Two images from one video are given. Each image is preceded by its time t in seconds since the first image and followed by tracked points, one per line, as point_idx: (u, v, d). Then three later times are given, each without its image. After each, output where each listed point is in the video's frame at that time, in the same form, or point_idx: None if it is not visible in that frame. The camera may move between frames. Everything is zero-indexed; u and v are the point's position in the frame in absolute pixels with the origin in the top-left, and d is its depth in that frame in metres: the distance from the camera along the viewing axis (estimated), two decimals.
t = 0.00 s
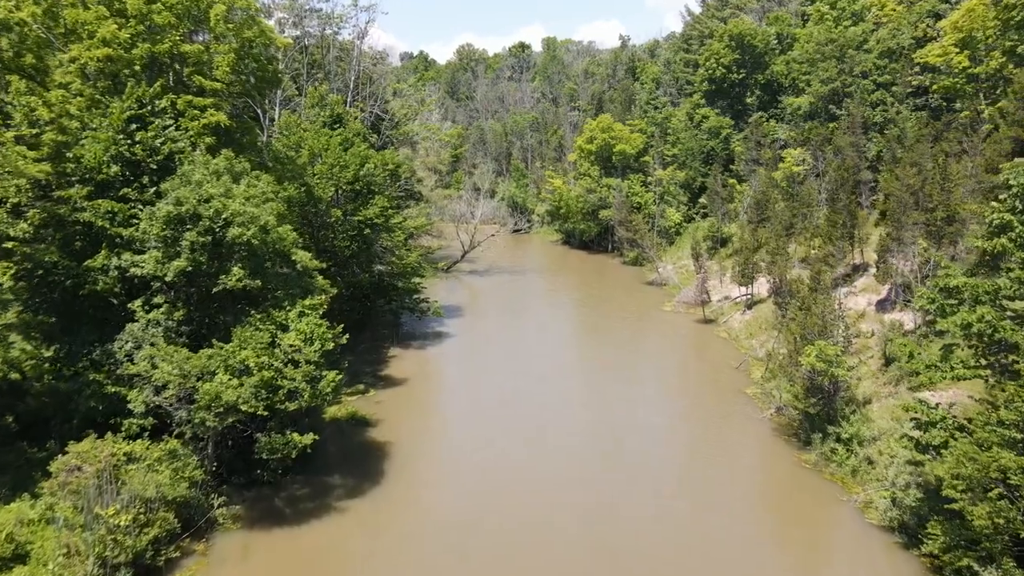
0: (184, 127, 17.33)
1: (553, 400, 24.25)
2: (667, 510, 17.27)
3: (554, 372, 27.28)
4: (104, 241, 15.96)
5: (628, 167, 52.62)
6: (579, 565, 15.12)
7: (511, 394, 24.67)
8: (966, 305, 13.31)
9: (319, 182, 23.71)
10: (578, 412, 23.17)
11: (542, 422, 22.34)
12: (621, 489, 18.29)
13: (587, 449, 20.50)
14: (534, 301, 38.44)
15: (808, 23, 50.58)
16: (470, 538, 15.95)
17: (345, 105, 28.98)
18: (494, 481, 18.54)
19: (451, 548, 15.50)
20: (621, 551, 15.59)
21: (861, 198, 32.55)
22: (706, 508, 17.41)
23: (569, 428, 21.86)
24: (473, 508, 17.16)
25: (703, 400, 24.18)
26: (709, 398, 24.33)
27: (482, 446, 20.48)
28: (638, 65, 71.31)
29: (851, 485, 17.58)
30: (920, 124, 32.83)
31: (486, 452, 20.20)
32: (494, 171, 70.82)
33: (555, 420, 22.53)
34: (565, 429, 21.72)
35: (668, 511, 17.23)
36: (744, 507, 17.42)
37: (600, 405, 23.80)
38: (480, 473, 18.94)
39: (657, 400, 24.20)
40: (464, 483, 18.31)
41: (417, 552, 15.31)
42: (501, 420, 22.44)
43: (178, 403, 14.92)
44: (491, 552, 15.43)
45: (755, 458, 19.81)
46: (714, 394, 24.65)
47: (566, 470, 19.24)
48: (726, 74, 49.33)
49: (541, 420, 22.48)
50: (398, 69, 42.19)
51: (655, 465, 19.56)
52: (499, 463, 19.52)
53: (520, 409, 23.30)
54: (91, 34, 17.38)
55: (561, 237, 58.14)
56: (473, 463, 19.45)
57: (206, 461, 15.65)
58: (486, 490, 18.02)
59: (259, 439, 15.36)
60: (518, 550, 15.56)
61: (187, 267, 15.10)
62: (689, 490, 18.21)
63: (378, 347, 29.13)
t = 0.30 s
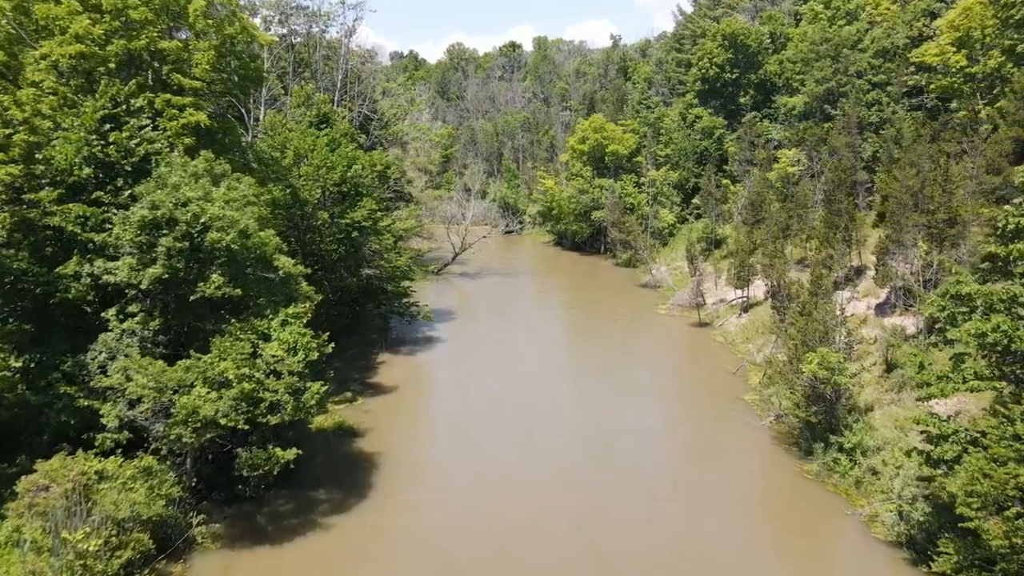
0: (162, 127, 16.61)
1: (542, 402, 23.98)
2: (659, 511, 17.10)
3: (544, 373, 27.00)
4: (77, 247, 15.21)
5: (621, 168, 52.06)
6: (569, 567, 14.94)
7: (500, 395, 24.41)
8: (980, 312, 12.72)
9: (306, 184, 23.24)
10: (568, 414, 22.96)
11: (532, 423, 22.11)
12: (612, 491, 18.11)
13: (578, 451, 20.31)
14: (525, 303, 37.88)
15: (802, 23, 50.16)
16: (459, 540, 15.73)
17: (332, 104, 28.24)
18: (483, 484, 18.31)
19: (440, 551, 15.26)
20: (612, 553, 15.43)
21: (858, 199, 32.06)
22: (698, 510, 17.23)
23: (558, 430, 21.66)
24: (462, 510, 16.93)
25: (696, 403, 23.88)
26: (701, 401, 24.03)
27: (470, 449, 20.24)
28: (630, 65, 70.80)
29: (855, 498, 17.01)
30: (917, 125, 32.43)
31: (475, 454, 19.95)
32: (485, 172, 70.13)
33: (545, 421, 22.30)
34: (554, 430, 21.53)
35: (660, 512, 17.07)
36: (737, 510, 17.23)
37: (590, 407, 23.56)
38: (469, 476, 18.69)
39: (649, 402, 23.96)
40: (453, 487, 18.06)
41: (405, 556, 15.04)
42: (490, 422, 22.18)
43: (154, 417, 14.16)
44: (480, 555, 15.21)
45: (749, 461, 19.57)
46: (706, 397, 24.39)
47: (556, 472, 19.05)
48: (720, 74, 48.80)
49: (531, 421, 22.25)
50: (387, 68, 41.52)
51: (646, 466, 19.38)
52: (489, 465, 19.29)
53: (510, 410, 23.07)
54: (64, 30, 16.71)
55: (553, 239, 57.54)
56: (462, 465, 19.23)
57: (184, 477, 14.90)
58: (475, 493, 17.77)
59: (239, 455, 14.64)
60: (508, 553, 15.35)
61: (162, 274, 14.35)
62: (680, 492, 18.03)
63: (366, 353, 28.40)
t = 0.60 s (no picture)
0: (136, 127, 15.81)
1: (535, 403, 23.83)
2: (654, 512, 17.06)
3: (537, 374, 26.80)
4: (45, 254, 14.35)
5: (612, 168, 51.45)
6: (563, 568, 14.93)
7: (493, 397, 24.24)
8: (998, 322, 12.09)
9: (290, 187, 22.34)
10: (561, 415, 22.84)
11: (525, 424, 21.97)
12: (606, 492, 18.07)
13: (572, 451, 20.22)
14: (516, 305, 37.30)
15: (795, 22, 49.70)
16: (452, 544, 15.67)
17: (317, 103, 27.45)
18: (476, 486, 18.22)
19: (433, 555, 15.19)
20: (606, 555, 15.40)
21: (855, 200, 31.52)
22: (693, 511, 17.18)
23: (552, 430, 21.57)
24: (456, 513, 16.89)
25: (692, 405, 23.61)
26: (696, 403, 23.75)
27: (463, 450, 20.14)
28: (621, 64, 70.20)
29: (860, 511, 16.41)
30: (914, 125, 31.97)
31: (468, 456, 19.84)
32: (475, 172, 69.43)
33: (539, 423, 22.14)
34: (547, 431, 21.42)
35: (655, 514, 17.02)
36: (732, 512, 17.16)
37: (584, 408, 23.38)
38: (462, 478, 18.58)
39: (643, 403, 23.75)
40: (446, 489, 17.98)
41: (398, 561, 14.95)
42: (483, 423, 22.07)
43: (127, 434, 13.38)
44: (473, 558, 15.18)
45: (747, 466, 19.25)
46: (702, 398, 24.15)
47: (550, 472, 18.99)
48: (712, 73, 48.23)
49: (524, 422, 22.12)
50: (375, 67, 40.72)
51: (641, 468, 19.30)
52: (482, 467, 19.17)
53: (503, 411, 22.94)
54: (32, 25, 15.87)
55: (544, 240, 56.91)
56: (456, 467, 19.15)
57: (159, 496, 14.15)
58: (468, 496, 17.68)
59: (216, 473, 13.83)
60: (502, 556, 15.30)
61: (134, 282, 13.56)
62: (676, 493, 17.97)
63: (353, 358, 27.66)
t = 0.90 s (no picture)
0: (102, 126, 14.90)
1: (525, 403, 23.64)
2: (646, 513, 17.03)
3: (528, 374, 26.54)
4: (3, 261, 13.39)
5: (602, 168, 50.76)
6: (554, 571, 14.91)
7: (484, 398, 24.01)
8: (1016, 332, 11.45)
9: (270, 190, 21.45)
10: (553, 415, 22.67)
11: (516, 424, 21.81)
12: (598, 492, 18.03)
13: (564, 452, 20.10)
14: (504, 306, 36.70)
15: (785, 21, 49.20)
16: (443, 547, 15.57)
17: (298, 102, 26.54)
18: (468, 487, 18.14)
19: (423, 559, 15.08)
20: (598, 556, 15.40)
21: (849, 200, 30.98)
22: (685, 512, 17.11)
23: (543, 430, 21.47)
24: (446, 515, 16.82)
25: (686, 406, 23.35)
26: (689, 405, 23.39)
27: (454, 452, 20.01)
28: (609, 63, 69.54)
29: (864, 526, 15.78)
30: (908, 125, 31.54)
31: (459, 457, 19.69)
32: (463, 172, 68.63)
33: (530, 423, 21.95)
34: (539, 432, 21.29)
35: (647, 514, 17.00)
36: (727, 513, 17.06)
37: (575, 409, 23.18)
38: (453, 480, 18.47)
39: (636, 403, 23.52)
40: (437, 491, 17.88)
41: (388, 565, 14.84)
42: (474, 423, 21.90)
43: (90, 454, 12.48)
44: (464, 561, 15.11)
45: (742, 471, 18.83)
46: (696, 399, 23.88)
47: (542, 473, 18.89)
48: (702, 72, 47.62)
49: (515, 422, 21.97)
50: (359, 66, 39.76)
51: (633, 468, 19.20)
52: (474, 468, 19.08)
53: (494, 411, 22.77)
54: None
55: (532, 241, 56.18)
56: (447, 469, 19.02)
57: (127, 520, 13.26)
58: (459, 498, 17.60)
59: (188, 494, 12.88)
60: (493, 558, 15.29)
61: (98, 293, 12.68)
62: (668, 493, 17.94)
63: (337, 366, 26.80)
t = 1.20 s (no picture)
0: (67, 126, 14.09)
1: (517, 406, 23.54)
2: (639, 514, 16.99)
3: (519, 377, 26.46)
4: None
5: (591, 169, 50.22)
6: (546, 572, 14.91)
7: (475, 400, 23.90)
8: None
9: (251, 192, 20.68)
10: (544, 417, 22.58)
11: (507, 428, 21.72)
12: (591, 493, 18.00)
13: (557, 454, 20.05)
14: (493, 308, 36.26)
15: (775, 21, 48.91)
16: (434, 549, 15.57)
17: (280, 101, 25.77)
18: (460, 490, 18.08)
19: (414, 563, 15.03)
20: (590, 557, 15.38)
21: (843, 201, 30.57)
22: (679, 513, 17.06)
23: (535, 432, 21.40)
24: (438, 517, 16.80)
25: (679, 408, 23.19)
26: (681, 407, 23.25)
27: (447, 454, 19.96)
28: (597, 62, 69.06)
29: (868, 541, 15.25)
30: (901, 124, 31.15)
31: (451, 459, 19.67)
32: (450, 173, 67.95)
33: (522, 425, 21.89)
34: (531, 434, 21.22)
35: (641, 515, 16.96)
36: (721, 514, 16.99)
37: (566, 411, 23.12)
38: (445, 483, 18.41)
39: (629, 405, 23.41)
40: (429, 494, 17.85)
41: (379, 569, 14.79)
42: (465, 426, 21.82)
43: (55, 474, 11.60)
44: (456, 564, 15.07)
45: (736, 475, 18.68)
46: (690, 401, 23.74)
47: (534, 475, 18.86)
48: (692, 72, 47.17)
49: (507, 425, 21.90)
50: (344, 65, 38.93)
51: (626, 469, 19.16)
52: (465, 471, 19.03)
53: (484, 415, 22.66)
54: None
55: (521, 242, 55.59)
56: (438, 472, 18.96)
57: (97, 543, 12.41)
58: (450, 501, 17.54)
59: (159, 516, 12.00)
60: (485, 559, 15.29)
61: (62, 303, 11.88)
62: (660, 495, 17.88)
63: (321, 373, 26.04)
